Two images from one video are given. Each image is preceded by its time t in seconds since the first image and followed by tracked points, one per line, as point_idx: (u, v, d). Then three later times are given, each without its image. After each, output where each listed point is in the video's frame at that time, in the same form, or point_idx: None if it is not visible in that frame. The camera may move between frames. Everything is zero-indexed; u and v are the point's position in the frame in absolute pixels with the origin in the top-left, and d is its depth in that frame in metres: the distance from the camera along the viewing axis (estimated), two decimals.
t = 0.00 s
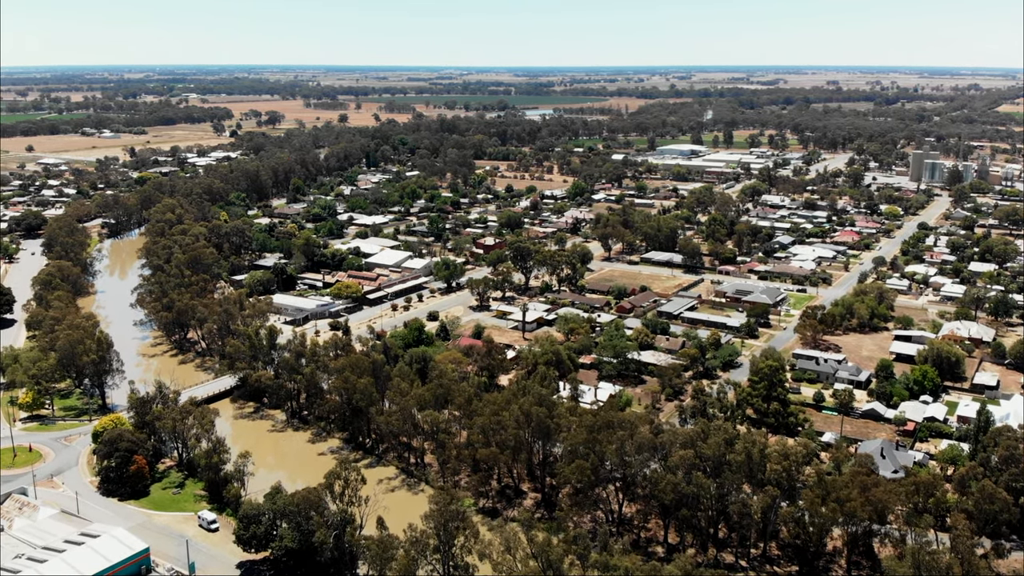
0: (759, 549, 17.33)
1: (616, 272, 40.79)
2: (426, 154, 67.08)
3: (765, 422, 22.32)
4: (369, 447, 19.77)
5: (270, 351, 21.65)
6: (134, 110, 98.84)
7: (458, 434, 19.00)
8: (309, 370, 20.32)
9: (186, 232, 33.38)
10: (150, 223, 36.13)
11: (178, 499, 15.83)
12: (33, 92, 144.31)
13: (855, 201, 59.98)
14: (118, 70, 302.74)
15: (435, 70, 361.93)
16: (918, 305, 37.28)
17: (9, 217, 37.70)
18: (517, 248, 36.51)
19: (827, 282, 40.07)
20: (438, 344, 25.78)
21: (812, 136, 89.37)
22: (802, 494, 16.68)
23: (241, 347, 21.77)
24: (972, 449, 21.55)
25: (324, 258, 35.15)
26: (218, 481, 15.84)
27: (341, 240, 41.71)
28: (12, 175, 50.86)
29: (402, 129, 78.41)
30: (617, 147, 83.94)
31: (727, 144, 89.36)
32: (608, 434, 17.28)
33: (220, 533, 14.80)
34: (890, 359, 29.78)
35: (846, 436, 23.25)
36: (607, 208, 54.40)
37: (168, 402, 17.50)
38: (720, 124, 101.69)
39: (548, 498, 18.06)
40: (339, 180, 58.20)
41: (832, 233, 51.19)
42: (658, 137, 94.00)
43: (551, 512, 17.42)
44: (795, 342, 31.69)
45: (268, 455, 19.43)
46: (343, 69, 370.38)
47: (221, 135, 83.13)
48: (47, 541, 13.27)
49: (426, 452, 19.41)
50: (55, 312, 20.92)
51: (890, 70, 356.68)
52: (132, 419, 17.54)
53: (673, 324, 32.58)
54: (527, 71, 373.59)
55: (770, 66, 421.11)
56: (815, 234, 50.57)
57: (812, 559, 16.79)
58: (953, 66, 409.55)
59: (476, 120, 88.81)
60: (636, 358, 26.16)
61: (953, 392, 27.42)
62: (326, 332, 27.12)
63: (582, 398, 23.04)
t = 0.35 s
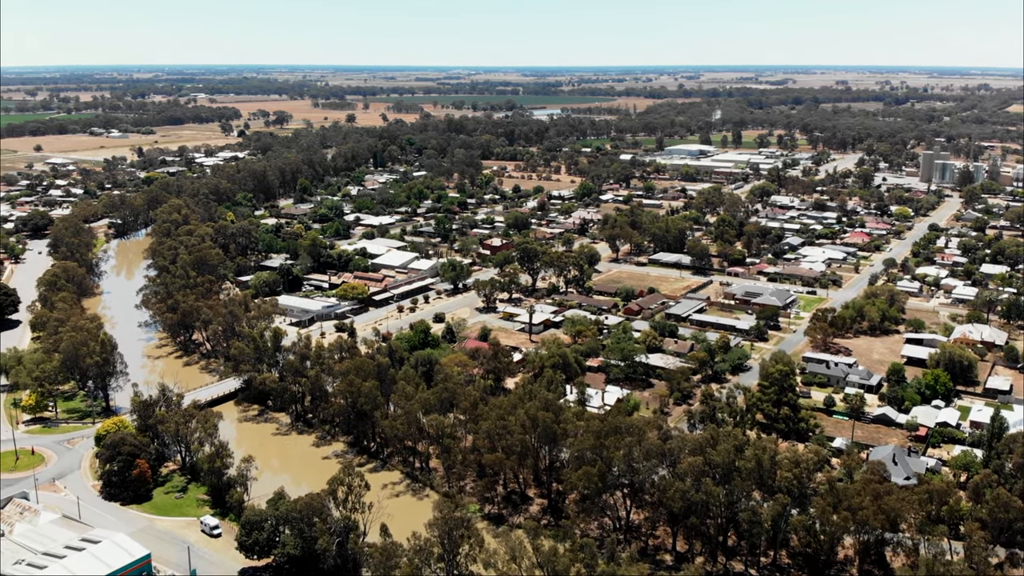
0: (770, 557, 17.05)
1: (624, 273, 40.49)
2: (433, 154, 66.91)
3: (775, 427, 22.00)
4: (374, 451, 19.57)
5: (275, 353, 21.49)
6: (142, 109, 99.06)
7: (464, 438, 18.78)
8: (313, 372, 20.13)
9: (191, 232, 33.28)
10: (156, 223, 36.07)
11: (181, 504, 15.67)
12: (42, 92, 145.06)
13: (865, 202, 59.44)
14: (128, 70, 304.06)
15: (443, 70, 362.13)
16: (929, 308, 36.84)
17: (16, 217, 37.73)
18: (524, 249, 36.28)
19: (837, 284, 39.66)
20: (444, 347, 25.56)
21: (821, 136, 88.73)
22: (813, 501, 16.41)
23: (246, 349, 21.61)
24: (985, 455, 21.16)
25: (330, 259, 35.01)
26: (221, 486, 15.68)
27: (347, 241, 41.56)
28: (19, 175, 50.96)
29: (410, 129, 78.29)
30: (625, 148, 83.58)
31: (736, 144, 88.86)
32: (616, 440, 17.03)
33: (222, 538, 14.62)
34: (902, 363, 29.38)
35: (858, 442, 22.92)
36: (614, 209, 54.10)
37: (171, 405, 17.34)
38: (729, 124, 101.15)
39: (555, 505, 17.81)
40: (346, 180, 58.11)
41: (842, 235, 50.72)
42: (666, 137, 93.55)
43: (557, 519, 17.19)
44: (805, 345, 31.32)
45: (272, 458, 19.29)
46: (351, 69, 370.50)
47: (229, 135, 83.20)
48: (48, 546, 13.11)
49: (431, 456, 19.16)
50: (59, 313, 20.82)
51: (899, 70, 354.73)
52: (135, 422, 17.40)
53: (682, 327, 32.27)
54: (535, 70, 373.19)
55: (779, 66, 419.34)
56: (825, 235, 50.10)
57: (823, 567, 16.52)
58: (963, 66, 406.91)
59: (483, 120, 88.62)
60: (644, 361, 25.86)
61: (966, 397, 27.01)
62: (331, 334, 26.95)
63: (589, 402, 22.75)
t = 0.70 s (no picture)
0: (780, 566, 16.77)
1: (633, 275, 40.21)
2: (441, 155, 66.78)
3: (786, 433, 21.68)
4: (380, 455, 19.37)
5: (280, 356, 21.37)
6: (151, 109, 99.37)
7: (470, 443, 18.56)
8: (319, 375, 19.96)
9: (198, 233, 33.21)
10: (163, 224, 36.03)
11: (184, 508, 15.52)
12: (53, 92, 145.90)
13: (876, 203, 58.90)
14: (139, 70, 305.99)
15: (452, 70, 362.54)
16: (942, 311, 36.37)
17: (24, 217, 37.78)
18: (531, 250, 36.05)
19: (849, 287, 39.24)
20: (451, 350, 25.35)
21: (831, 137, 88.12)
22: (825, 510, 16.11)
23: (251, 352, 21.47)
24: (1000, 462, 20.77)
25: (337, 260, 34.87)
26: (225, 491, 15.52)
27: (354, 242, 41.46)
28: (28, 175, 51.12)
29: (418, 130, 78.21)
30: (633, 148, 83.21)
31: (745, 144, 88.34)
32: (624, 446, 16.77)
33: (225, 544, 14.44)
34: (914, 367, 28.97)
35: (870, 448, 22.58)
36: (623, 210, 53.81)
37: (175, 408, 17.20)
38: (739, 124, 100.65)
39: (562, 511, 17.56)
40: (354, 181, 58.05)
41: (853, 236, 50.26)
42: (675, 138, 93.13)
43: (564, 526, 16.95)
44: (816, 349, 30.96)
45: (277, 462, 19.14)
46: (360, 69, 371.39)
47: (237, 135, 83.35)
48: (49, 552, 12.95)
49: (437, 461, 18.92)
50: (64, 315, 20.72)
51: (910, 70, 352.92)
52: (139, 425, 17.27)
53: (691, 330, 31.96)
54: (544, 71, 373.03)
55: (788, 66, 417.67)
56: (835, 237, 49.63)
57: None
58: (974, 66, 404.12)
59: (492, 120, 88.46)
60: (653, 364, 25.58)
61: (980, 402, 26.58)
62: (337, 336, 26.81)
63: (597, 406, 22.47)
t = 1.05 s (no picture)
0: None
1: (641, 277, 39.91)
2: (449, 155, 66.64)
3: (797, 439, 21.37)
4: (385, 460, 19.20)
5: (286, 358, 21.23)
6: (161, 109, 99.66)
7: (477, 448, 18.36)
8: (324, 378, 19.79)
9: (205, 234, 33.14)
10: (171, 224, 35.98)
11: (187, 513, 15.35)
12: (64, 92, 146.63)
13: (887, 204, 58.33)
14: (149, 70, 307.62)
15: (461, 70, 362.75)
16: (955, 314, 35.90)
17: (32, 217, 37.82)
18: (539, 251, 35.78)
19: (860, 289, 38.79)
20: (457, 352, 25.14)
21: (841, 137, 87.47)
22: (837, 518, 15.82)
23: (257, 354, 21.31)
24: (1016, 470, 20.38)
25: (344, 261, 34.74)
26: (228, 495, 15.33)
27: (362, 243, 41.33)
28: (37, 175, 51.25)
29: (426, 130, 78.04)
30: (642, 148, 82.78)
31: (755, 144, 87.80)
32: (632, 453, 16.53)
33: (229, 550, 14.23)
34: (927, 372, 28.54)
35: (882, 454, 22.24)
36: (631, 210, 53.51)
37: (179, 411, 17.08)
38: (748, 124, 100.09)
39: (570, 518, 17.32)
40: (361, 181, 57.97)
41: (864, 238, 49.74)
42: (684, 138, 92.69)
43: (572, 533, 16.72)
44: (827, 352, 30.59)
45: (282, 465, 19.02)
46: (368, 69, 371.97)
47: (246, 135, 83.49)
48: (50, 558, 12.81)
49: (443, 465, 18.73)
50: (69, 317, 20.63)
51: (920, 70, 350.66)
52: (142, 429, 17.13)
53: (700, 332, 31.63)
54: (552, 70, 372.78)
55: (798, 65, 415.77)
56: (846, 238, 49.14)
57: None
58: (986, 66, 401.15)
59: (500, 120, 88.22)
60: (662, 368, 25.29)
61: (994, 407, 26.17)
62: (344, 338, 26.67)
63: (606, 411, 22.19)
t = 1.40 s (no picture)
0: None
1: (649, 278, 39.62)
2: (455, 155, 66.47)
3: (807, 445, 21.06)
4: (390, 464, 18.99)
5: (291, 361, 21.07)
6: (168, 109, 99.90)
7: (482, 453, 18.14)
8: (329, 382, 19.60)
9: (210, 235, 33.06)
10: (176, 225, 35.91)
11: (190, 519, 15.17)
12: (73, 92, 147.24)
13: (896, 205, 57.82)
14: (158, 70, 308.63)
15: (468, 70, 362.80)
16: (966, 317, 35.47)
17: (38, 217, 37.84)
18: (546, 253, 35.54)
19: (870, 291, 38.39)
20: (463, 355, 24.92)
21: (850, 137, 86.88)
22: (849, 527, 15.52)
23: (261, 357, 21.15)
24: None
25: (350, 262, 34.61)
26: (231, 500, 15.16)
27: (368, 244, 41.21)
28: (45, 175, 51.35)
29: (433, 130, 77.91)
30: (650, 148, 82.41)
31: (763, 145, 87.29)
32: (640, 459, 16.29)
33: (231, 557, 14.00)
34: (939, 376, 28.15)
35: (894, 460, 21.91)
36: (639, 211, 53.22)
37: (182, 415, 16.92)
38: (757, 124, 99.58)
39: (577, 525, 17.06)
40: (368, 182, 57.86)
41: (874, 239, 49.28)
42: (692, 138, 92.29)
43: (579, 541, 16.46)
44: (837, 356, 30.22)
45: (286, 469, 18.90)
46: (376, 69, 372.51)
47: (253, 135, 83.58)
48: (50, 564, 12.64)
49: (448, 471, 18.51)
50: (72, 318, 20.51)
51: (929, 70, 348.88)
52: (145, 433, 16.97)
53: (709, 335, 31.33)
54: (560, 70, 372.19)
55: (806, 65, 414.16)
56: (856, 239, 48.71)
57: None
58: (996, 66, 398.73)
59: (507, 120, 88.00)
60: (670, 372, 25.00)
61: (1006, 413, 25.76)
62: (349, 340, 26.52)
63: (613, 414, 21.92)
